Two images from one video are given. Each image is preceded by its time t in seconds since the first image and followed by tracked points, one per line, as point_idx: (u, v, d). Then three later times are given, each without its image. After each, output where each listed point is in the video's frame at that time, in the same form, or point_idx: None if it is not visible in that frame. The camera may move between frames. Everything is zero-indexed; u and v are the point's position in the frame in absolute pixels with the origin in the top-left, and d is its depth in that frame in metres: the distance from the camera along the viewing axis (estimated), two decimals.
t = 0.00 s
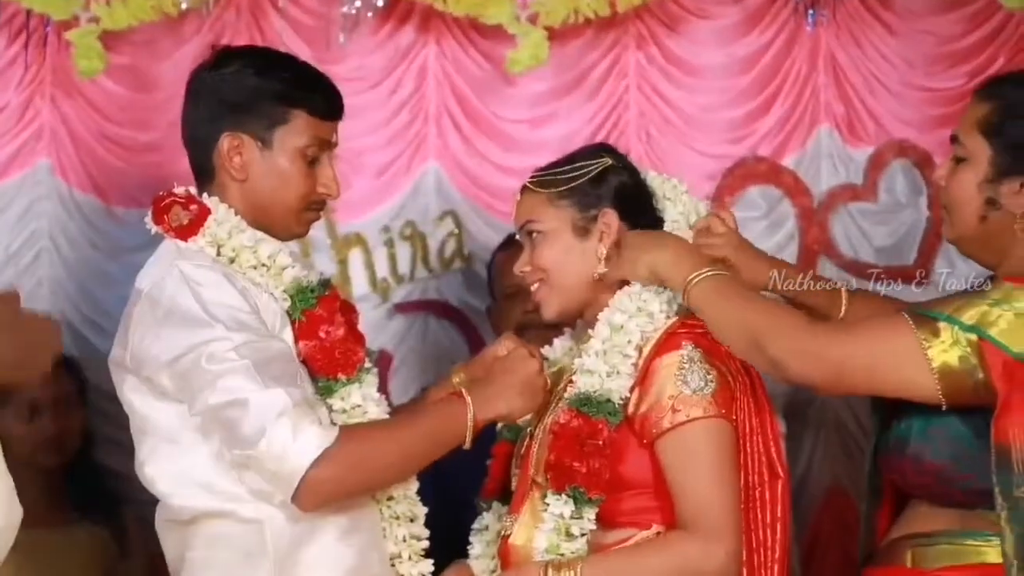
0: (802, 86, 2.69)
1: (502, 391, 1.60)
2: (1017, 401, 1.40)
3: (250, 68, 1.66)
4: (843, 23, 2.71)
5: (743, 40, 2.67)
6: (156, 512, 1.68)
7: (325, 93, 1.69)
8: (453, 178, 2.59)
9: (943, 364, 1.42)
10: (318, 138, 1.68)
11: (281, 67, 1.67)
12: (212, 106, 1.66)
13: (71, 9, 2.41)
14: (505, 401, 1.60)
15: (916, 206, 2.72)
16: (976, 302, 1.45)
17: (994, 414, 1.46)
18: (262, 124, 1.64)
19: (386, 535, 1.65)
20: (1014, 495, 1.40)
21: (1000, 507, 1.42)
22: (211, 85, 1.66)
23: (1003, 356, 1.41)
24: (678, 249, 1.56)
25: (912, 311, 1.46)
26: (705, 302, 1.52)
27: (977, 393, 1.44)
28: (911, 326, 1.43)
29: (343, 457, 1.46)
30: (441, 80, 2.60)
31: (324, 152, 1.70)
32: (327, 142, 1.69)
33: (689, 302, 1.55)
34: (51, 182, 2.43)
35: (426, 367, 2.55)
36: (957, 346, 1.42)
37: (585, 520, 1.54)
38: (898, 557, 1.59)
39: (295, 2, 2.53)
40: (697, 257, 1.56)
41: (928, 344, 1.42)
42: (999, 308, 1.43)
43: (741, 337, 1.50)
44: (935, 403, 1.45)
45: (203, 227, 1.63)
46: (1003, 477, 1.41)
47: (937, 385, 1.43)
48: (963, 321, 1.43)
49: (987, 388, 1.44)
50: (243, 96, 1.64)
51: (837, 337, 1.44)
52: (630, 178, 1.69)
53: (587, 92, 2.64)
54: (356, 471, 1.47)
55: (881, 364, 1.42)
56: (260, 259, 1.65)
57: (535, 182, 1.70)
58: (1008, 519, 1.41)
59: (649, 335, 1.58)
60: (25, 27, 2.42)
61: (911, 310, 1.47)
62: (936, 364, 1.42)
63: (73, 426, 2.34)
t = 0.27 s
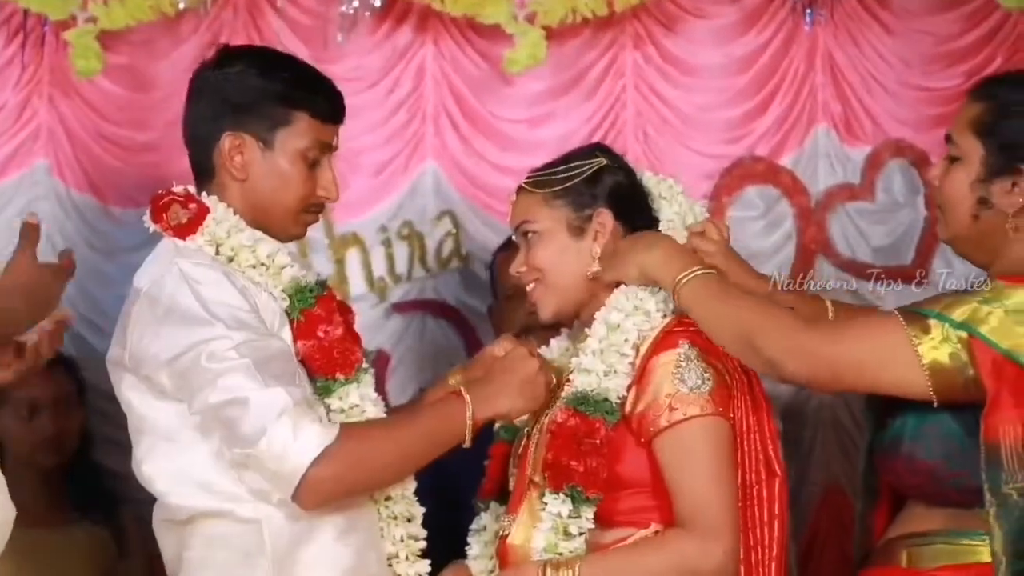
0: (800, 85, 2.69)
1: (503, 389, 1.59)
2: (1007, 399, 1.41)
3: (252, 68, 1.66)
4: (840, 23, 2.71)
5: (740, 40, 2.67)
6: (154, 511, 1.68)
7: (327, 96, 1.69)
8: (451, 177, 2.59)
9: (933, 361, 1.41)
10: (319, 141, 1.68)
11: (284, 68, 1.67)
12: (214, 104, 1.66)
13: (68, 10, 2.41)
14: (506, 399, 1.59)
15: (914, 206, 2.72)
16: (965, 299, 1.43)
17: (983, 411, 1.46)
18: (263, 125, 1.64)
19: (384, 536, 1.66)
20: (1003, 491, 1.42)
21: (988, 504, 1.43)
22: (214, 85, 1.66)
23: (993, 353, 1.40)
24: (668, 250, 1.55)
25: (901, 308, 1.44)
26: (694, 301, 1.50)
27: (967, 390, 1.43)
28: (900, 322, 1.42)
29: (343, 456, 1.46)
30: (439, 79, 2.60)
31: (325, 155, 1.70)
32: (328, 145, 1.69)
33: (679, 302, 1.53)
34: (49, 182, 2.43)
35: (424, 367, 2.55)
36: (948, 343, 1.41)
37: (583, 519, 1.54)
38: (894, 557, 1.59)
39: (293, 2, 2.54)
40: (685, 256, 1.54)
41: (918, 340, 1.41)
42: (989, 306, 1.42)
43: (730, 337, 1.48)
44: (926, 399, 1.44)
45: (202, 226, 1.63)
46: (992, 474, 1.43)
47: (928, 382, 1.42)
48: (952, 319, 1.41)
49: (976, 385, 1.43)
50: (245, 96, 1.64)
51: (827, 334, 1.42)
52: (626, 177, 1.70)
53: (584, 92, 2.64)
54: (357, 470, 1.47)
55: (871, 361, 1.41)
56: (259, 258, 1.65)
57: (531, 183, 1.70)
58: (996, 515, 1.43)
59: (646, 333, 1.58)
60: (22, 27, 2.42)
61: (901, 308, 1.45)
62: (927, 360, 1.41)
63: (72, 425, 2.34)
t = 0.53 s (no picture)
0: (799, 85, 2.70)
1: (500, 388, 1.59)
2: (1002, 395, 1.41)
3: (256, 69, 1.66)
4: (840, 22, 2.71)
5: (740, 40, 2.68)
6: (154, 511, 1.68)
7: (329, 99, 1.69)
8: (450, 177, 2.59)
9: (929, 356, 1.42)
10: (320, 144, 1.68)
11: (287, 71, 1.67)
12: (218, 106, 1.66)
13: (67, 9, 2.42)
14: (504, 399, 1.58)
15: (914, 205, 2.72)
16: (961, 295, 1.45)
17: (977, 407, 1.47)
18: (265, 128, 1.64)
19: (384, 536, 1.66)
20: (997, 487, 1.43)
21: (982, 499, 1.45)
22: (218, 85, 1.66)
23: (988, 349, 1.41)
24: (665, 244, 1.55)
25: (898, 303, 1.45)
26: (691, 294, 1.50)
27: (962, 386, 1.45)
28: (898, 318, 1.43)
29: (340, 456, 1.46)
30: (438, 79, 2.60)
31: (327, 158, 1.70)
32: (330, 148, 1.69)
33: (676, 296, 1.53)
34: (49, 182, 2.43)
35: (424, 367, 2.55)
36: (944, 337, 1.42)
37: (581, 520, 1.54)
38: (892, 556, 1.59)
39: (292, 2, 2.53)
40: (683, 250, 1.54)
41: (914, 336, 1.42)
42: (984, 302, 1.43)
43: (728, 330, 1.48)
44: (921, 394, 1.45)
45: (202, 226, 1.63)
46: (985, 470, 1.44)
47: (923, 377, 1.43)
48: (949, 315, 1.42)
49: (972, 379, 1.44)
50: (248, 98, 1.64)
51: (825, 328, 1.43)
52: (623, 177, 1.70)
53: (584, 91, 2.64)
54: (355, 469, 1.47)
55: (868, 355, 1.42)
56: (259, 258, 1.64)
57: (529, 182, 1.70)
58: (991, 512, 1.44)
59: (645, 333, 1.58)
60: (21, 27, 2.42)
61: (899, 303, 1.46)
62: (922, 356, 1.42)
63: (71, 425, 2.34)
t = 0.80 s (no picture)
0: (799, 85, 2.70)
1: (498, 390, 1.58)
2: (997, 395, 1.42)
3: (259, 72, 1.66)
4: (839, 22, 2.72)
5: (739, 40, 2.68)
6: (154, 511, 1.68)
7: (331, 103, 1.68)
8: (450, 178, 2.59)
9: (927, 355, 1.42)
10: (322, 148, 1.67)
11: (289, 74, 1.67)
12: (219, 108, 1.66)
13: (66, 10, 2.43)
14: (503, 400, 1.58)
15: (914, 206, 2.72)
16: (959, 294, 1.45)
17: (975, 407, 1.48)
18: (266, 131, 1.64)
19: (384, 536, 1.65)
20: (992, 488, 1.44)
21: (978, 499, 1.45)
22: (221, 88, 1.67)
23: (985, 349, 1.42)
24: (660, 243, 1.56)
25: (896, 304, 1.46)
26: (688, 294, 1.50)
27: (959, 385, 1.45)
28: (895, 317, 1.43)
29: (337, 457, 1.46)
30: (438, 79, 2.59)
31: (328, 161, 1.70)
32: (331, 152, 1.69)
33: (672, 296, 1.53)
34: (49, 182, 2.43)
35: (423, 367, 2.55)
36: (942, 337, 1.42)
37: (580, 520, 1.54)
38: (890, 556, 1.59)
39: (292, 2, 2.53)
40: (679, 250, 1.55)
41: (913, 334, 1.42)
42: (982, 301, 1.44)
43: (724, 330, 1.48)
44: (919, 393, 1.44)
45: (202, 227, 1.63)
46: (981, 470, 1.45)
47: (921, 377, 1.43)
48: (947, 315, 1.43)
49: (969, 378, 1.44)
50: (249, 100, 1.64)
51: (822, 326, 1.43)
52: (619, 177, 1.70)
53: (584, 92, 2.64)
54: (353, 470, 1.47)
55: (866, 354, 1.42)
56: (258, 259, 1.64)
57: (525, 183, 1.70)
58: (986, 512, 1.44)
59: (644, 333, 1.58)
60: (21, 27, 2.43)
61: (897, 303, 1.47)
62: (920, 355, 1.42)
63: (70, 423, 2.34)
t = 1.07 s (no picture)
0: (799, 85, 2.70)
1: (498, 385, 1.60)
2: (994, 396, 1.42)
3: (261, 73, 1.66)
4: (839, 22, 2.72)
5: (739, 40, 2.68)
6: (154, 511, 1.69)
7: (332, 104, 1.68)
8: (449, 178, 2.59)
9: (924, 356, 1.42)
10: (322, 149, 1.67)
11: (292, 75, 1.67)
12: (220, 108, 1.66)
13: (66, 10, 2.43)
14: (503, 395, 1.60)
15: (914, 206, 2.72)
16: (956, 295, 1.45)
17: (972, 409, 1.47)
18: (267, 131, 1.64)
19: (384, 536, 1.65)
20: (990, 488, 1.44)
21: (975, 499, 1.45)
22: (222, 88, 1.66)
23: (982, 350, 1.42)
24: (662, 241, 1.56)
25: (893, 304, 1.46)
26: (686, 293, 1.51)
27: (957, 386, 1.44)
28: (892, 318, 1.43)
29: (338, 455, 1.46)
30: (438, 79, 2.59)
31: (328, 162, 1.70)
32: (331, 153, 1.69)
33: (671, 296, 1.53)
34: (49, 182, 2.43)
35: (423, 366, 2.55)
36: (938, 338, 1.42)
37: (579, 520, 1.54)
38: (888, 556, 1.58)
39: (291, 2, 2.53)
40: (677, 249, 1.55)
41: (910, 335, 1.42)
42: (979, 302, 1.44)
43: (722, 329, 1.49)
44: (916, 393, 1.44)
45: (201, 227, 1.63)
46: (978, 470, 1.44)
47: (918, 377, 1.43)
48: (944, 316, 1.43)
49: (967, 378, 1.44)
50: (250, 101, 1.64)
51: (818, 327, 1.43)
52: (614, 177, 1.71)
53: (583, 92, 2.64)
54: (353, 467, 1.47)
55: (863, 354, 1.42)
56: (258, 259, 1.64)
57: (520, 186, 1.71)
58: (983, 512, 1.44)
59: (643, 333, 1.58)
60: (21, 27, 2.43)
61: (895, 303, 1.47)
62: (917, 355, 1.42)
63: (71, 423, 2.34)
